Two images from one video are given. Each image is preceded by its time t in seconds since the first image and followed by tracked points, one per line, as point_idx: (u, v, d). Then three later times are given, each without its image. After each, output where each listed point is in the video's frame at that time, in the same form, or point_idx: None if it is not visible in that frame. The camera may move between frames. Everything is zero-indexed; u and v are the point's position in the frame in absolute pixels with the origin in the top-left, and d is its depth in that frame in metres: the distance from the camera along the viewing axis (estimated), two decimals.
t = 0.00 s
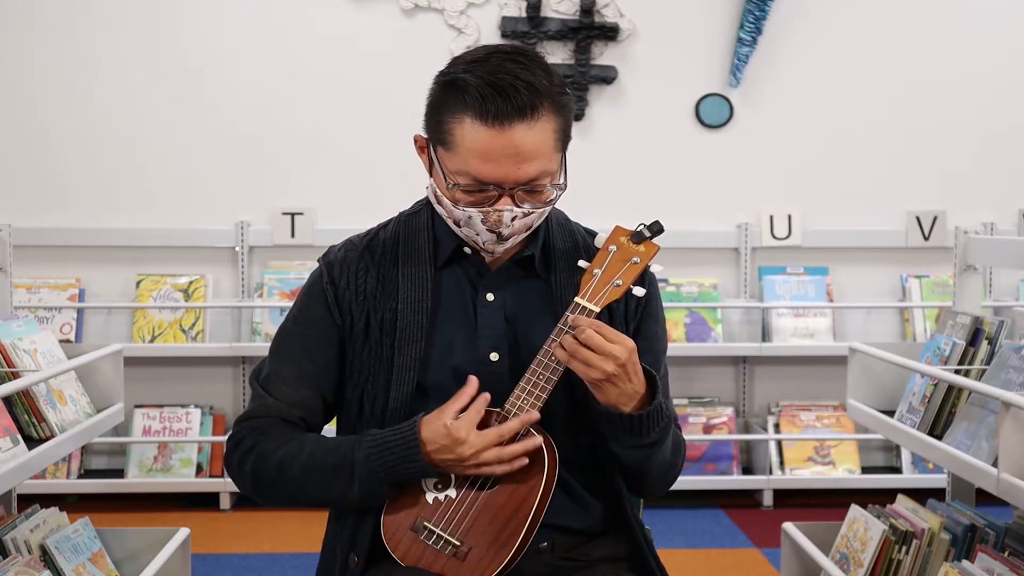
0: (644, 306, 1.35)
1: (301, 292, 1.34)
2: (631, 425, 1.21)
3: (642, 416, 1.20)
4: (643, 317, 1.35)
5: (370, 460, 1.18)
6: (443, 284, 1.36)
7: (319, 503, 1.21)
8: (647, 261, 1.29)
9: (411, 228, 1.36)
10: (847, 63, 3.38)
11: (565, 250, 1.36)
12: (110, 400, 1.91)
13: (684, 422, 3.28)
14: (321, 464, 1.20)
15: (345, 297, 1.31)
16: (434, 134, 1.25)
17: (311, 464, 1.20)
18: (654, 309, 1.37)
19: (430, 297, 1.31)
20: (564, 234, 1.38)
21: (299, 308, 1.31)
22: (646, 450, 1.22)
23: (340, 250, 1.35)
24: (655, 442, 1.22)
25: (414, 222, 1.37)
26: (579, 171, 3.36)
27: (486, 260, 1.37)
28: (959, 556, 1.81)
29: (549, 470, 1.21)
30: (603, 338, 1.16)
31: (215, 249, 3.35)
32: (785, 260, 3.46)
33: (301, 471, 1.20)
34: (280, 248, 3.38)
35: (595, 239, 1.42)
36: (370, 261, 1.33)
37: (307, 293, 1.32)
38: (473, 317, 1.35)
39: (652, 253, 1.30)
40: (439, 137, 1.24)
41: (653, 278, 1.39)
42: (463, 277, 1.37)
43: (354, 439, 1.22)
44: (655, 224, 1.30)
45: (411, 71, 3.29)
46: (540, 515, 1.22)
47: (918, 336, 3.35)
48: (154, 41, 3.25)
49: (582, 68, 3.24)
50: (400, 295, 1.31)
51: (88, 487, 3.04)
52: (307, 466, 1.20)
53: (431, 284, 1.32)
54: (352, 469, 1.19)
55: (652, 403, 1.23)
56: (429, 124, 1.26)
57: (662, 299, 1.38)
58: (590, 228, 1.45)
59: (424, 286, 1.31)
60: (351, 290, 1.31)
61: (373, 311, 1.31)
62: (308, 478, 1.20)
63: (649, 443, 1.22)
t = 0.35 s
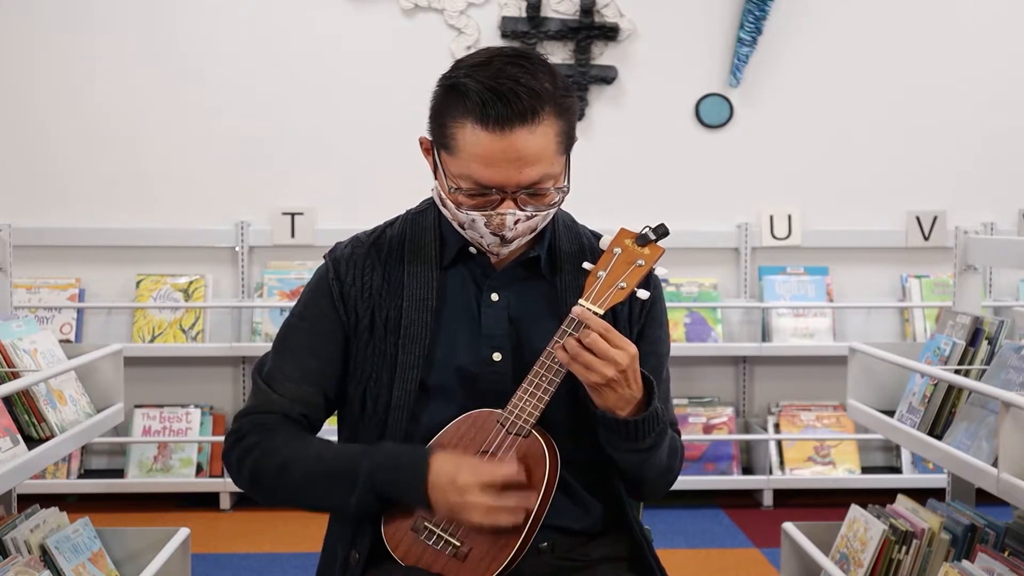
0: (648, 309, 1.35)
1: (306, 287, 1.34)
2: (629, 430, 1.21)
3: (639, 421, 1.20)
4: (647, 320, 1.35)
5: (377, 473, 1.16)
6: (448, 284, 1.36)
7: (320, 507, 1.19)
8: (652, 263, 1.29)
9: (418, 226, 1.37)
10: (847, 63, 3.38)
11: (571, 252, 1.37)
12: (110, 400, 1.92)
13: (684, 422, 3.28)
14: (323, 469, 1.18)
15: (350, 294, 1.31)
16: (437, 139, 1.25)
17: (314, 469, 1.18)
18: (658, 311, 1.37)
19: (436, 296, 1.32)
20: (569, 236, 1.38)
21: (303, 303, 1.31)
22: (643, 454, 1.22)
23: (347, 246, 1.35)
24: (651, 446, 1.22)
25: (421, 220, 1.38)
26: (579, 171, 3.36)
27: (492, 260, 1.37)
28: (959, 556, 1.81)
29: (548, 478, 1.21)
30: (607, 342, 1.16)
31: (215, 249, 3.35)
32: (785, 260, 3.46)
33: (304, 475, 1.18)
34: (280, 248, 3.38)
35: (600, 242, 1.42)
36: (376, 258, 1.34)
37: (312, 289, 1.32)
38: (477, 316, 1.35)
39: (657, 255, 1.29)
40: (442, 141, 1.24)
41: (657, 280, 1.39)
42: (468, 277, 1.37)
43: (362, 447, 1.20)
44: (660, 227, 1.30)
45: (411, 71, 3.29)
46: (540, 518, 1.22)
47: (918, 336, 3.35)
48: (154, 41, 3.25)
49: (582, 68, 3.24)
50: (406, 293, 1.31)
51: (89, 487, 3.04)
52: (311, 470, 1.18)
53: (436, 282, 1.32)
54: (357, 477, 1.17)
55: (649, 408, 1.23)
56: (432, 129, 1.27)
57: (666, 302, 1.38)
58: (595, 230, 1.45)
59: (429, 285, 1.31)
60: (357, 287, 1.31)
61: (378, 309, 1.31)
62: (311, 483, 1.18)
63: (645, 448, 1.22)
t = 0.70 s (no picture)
0: (648, 308, 1.35)
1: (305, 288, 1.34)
2: (628, 429, 1.21)
3: (638, 420, 1.20)
4: (646, 319, 1.35)
5: (367, 489, 1.16)
6: (449, 284, 1.36)
7: (313, 516, 1.20)
8: (650, 262, 1.29)
9: (418, 226, 1.36)
10: (847, 63, 3.38)
11: (570, 252, 1.37)
12: (110, 400, 1.92)
13: (684, 422, 3.29)
14: (317, 482, 1.18)
15: (350, 295, 1.31)
16: (442, 135, 1.25)
17: (309, 479, 1.19)
18: (658, 312, 1.36)
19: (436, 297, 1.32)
20: (568, 236, 1.38)
21: (303, 303, 1.31)
22: (642, 453, 1.22)
23: (347, 246, 1.35)
24: (651, 445, 1.22)
25: (421, 221, 1.37)
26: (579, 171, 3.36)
27: (493, 260, 1.37)
28: (959, 556, 1.81)
29: (549, 474, 1.23)
30: (607, 341, 1.16)
31: (215, 249, 3.35)
32: (785, 260, 3.46)
33: (298, 484, 1.19)
34: (280, 248, 3.38)
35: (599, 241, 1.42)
36: (376, 259, 1.34)
37: (312, 289, 1.32)
38: (477, 316, 1.35)
39: (655, 254, 1.29)
40: (447, 138, 1.24)
41: (656, 280, 1.39)
42: (469, 277, 1.37)
43: (358, 465, 1.19)
44: (658, 225, 1.30)
45: (411, 71, 3.29)
46: (540, 517, 1.22)
47: (918, 336, 3.35)
48: (154, 41, 3.25)
49: (582, 68, 3.24)
50: (406, 294, 1.31)
51: (89, 487, 3.04)
52: (305, 478, 1.19)
53: (437, 283, 1.32)
54: (348, 493, 1.17)
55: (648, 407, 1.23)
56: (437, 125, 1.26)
57: (665, 301, 1.38)
58: (594, 231, 1.45)
59: (429, 285, 1.31)
60: (357, 288, 1.31)
61: (378, 309, 1.31)
62: (304, 493, 1.19)
63: (645, 447, 1.22)
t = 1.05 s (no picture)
0: (645, 309, 1.36)
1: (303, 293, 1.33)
2: (628, 430, 1.21)
3: (637, 421, 1.21)
4: (644, 319, 1.35)
5: (375, 506, 1.12)
6: (446, 285, 1.36)
7: (316, 531, 1.16)
8: (648, 262, 1.30)
9: (415, 227, 1.37)
10: (847, 63, 3.38)
11: (566, 251, 1.37)
12: (110, 400, 1.91)
13: (684, 422, 3.29)
14: (322, 495, 1.15)
15: (349, 297, 1.31)
16: (450, 128, 1.24)
17: (314, 493, 1.15)
18: (655, 312, 1.36)
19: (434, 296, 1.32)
20: (565, 236, 1.38)
21: (303, 308, 1.31)
22: (641, 453, 1.22)
23: (344, 249, 1.35)
24: (650, 444, 1.22)
25: (417, 222, 1.37)
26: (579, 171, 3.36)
27: (490, 259, 1.38)
28: (959, 556, 1.81)
29: (548, 470, 1.23)
30: (605, 343, 1.16)
31: (215, 249, 3.35)
32: (785, 260, 3.46)
33: (302, 496, 1.16)
34: (280, 248, 3.38)
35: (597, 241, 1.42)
36: (374, 261, 1.34)
37: (310, 293, 1.31)
38: (476, 316, 1.35)
39: (653, 254, 1.30)
40: (455, 130, 1.23)
41: (653, 279, 1.39)
42: (466, 277, 1.37)
43: (364, 477, 1.16)
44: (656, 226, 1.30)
45: (411, 71, 3.29)
46: (540, 515, 1.23)
47: (918, 336, 3.35)
48: (154, 41, 3.25)
49: (582, 67, 3.24)
50: (404, 296, 1.31)
51: (89, 487, 3.04)
52: (310, 492, 1.15)
53: (434, 283, 1.32)
54: (354, 505, 1.13)
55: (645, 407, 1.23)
56: (443, 119, 1.26)
57: (662, 301, 1.38)
58: (591, 230, 1.45)
59: (427, 286, 1.31)
60: (356, 291, 1.31)
61: (376, 311, 1.31)
62: (308, 507, 1.15)
63: (644, 446, 1.22)
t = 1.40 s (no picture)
0: (644, 308, 1.36)
1: (298, 285, 1.34)
2: (629, 431, 1.21)
3: (639, 423, 1.21)
4: (643, 318, 1.35)
5: (339, 457, 1.17)
6: (445, 283, 1.36)
7: (279, 493, 1.19)
8: (647, 261, 1.29)
9: (414, 225, 1.37)
10: (847, 63, 3.38)
11: (565, 250, 1.37)
12: (110, 400, 1.92)
13: (684, 422, 3.29)
14: (288, 455, 1.19)
15: (344, 292, 1.31)
16: (452, 118, 1.24)
17: (281, 453, 1.19)
18: (654, 311, 1.37)
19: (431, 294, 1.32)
20: (565, 235, 1.38)
21: (296, 298, 1.32)
22: (642, 454, 1.22)
23: (343, 245, 1.36)
24: (652, 444, 1.23)
25: (416, 220, 1.38)
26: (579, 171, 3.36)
27: (489, 257, 1.38)
28: (959, 556, 1.81)
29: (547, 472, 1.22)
30: (607, 349, 1.16)
31: (215, 249, 3.35)
32: (785, 260, 3.46)
33: (269, 458, 1.19)
34: (280, 248, 3.38)
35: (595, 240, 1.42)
36: (371, 256, 1.34)
37: (305, 286, 1.32)
38: (474, 315, 1.35)
39: (652, 253, 1.29)
40: (458, 120, 1.23)
41: (652, 278, 1.39)
42: (465, 276, 1.37)
43: (326, 436, 1.21)
44: (655, 224, 1.30)
45: (411, 71, 3.29)
46: (540, 515, 1.22)
47: (918, 336, 3.35)
48: (154, 41, 3.25)
49: (582, 67, 3.24)
50: (401, 293, 1.31)
51: (89, 487, 3.04)
52: (276, 452, 1.19)
53: (433, 280, 1.32)
54: (319, 465, 1.18)
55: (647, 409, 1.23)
56: (445, 110, 1.26)
57: (661, 300, 1.38)
58: (590, 230, 1.45)
59: (424, 283, 1.31)
60: (351, 286, 1.32)
61: (373, 307, 1.31)
62: (274, 467, 1.19)
63: (646, 446, 1.22)
